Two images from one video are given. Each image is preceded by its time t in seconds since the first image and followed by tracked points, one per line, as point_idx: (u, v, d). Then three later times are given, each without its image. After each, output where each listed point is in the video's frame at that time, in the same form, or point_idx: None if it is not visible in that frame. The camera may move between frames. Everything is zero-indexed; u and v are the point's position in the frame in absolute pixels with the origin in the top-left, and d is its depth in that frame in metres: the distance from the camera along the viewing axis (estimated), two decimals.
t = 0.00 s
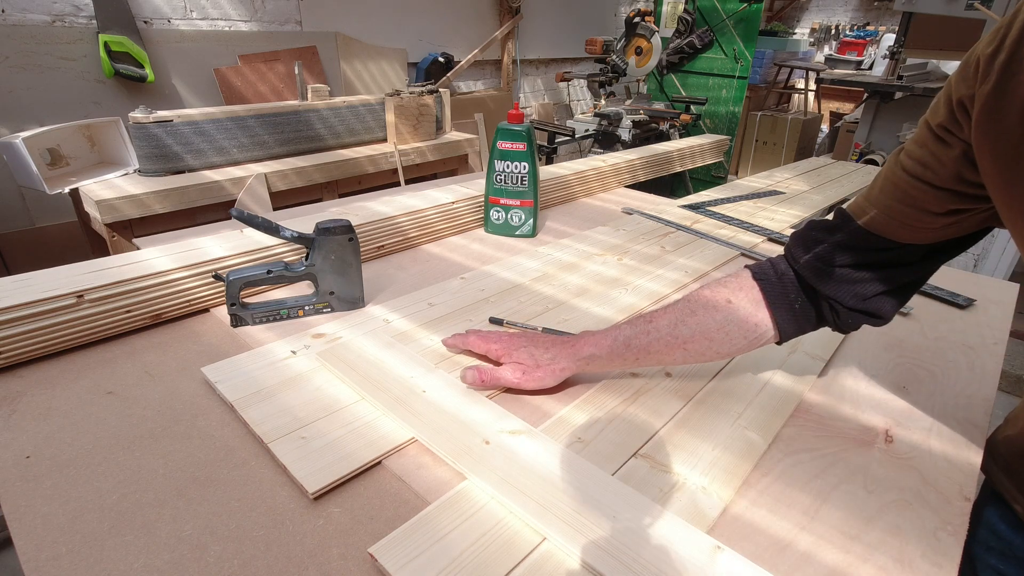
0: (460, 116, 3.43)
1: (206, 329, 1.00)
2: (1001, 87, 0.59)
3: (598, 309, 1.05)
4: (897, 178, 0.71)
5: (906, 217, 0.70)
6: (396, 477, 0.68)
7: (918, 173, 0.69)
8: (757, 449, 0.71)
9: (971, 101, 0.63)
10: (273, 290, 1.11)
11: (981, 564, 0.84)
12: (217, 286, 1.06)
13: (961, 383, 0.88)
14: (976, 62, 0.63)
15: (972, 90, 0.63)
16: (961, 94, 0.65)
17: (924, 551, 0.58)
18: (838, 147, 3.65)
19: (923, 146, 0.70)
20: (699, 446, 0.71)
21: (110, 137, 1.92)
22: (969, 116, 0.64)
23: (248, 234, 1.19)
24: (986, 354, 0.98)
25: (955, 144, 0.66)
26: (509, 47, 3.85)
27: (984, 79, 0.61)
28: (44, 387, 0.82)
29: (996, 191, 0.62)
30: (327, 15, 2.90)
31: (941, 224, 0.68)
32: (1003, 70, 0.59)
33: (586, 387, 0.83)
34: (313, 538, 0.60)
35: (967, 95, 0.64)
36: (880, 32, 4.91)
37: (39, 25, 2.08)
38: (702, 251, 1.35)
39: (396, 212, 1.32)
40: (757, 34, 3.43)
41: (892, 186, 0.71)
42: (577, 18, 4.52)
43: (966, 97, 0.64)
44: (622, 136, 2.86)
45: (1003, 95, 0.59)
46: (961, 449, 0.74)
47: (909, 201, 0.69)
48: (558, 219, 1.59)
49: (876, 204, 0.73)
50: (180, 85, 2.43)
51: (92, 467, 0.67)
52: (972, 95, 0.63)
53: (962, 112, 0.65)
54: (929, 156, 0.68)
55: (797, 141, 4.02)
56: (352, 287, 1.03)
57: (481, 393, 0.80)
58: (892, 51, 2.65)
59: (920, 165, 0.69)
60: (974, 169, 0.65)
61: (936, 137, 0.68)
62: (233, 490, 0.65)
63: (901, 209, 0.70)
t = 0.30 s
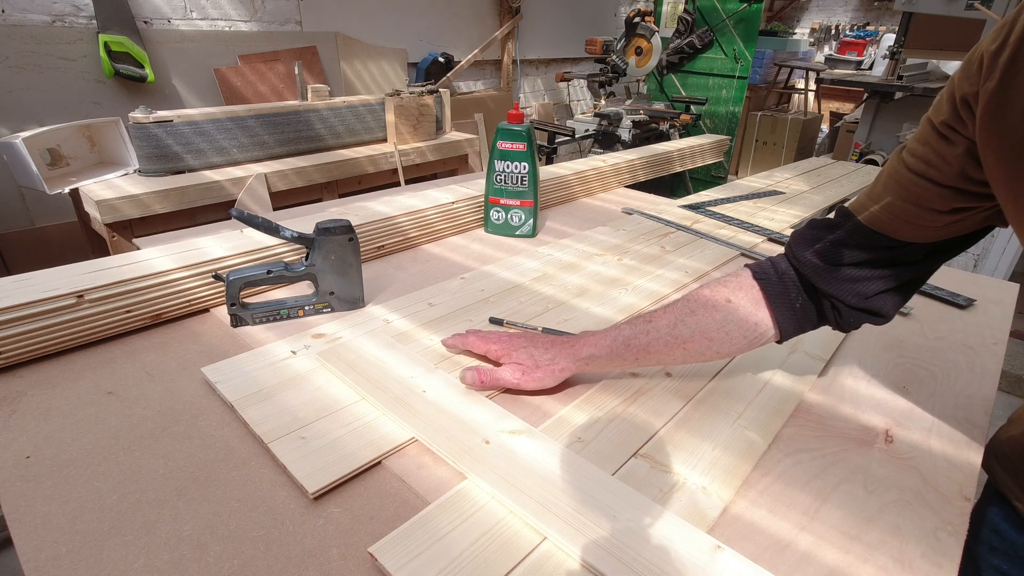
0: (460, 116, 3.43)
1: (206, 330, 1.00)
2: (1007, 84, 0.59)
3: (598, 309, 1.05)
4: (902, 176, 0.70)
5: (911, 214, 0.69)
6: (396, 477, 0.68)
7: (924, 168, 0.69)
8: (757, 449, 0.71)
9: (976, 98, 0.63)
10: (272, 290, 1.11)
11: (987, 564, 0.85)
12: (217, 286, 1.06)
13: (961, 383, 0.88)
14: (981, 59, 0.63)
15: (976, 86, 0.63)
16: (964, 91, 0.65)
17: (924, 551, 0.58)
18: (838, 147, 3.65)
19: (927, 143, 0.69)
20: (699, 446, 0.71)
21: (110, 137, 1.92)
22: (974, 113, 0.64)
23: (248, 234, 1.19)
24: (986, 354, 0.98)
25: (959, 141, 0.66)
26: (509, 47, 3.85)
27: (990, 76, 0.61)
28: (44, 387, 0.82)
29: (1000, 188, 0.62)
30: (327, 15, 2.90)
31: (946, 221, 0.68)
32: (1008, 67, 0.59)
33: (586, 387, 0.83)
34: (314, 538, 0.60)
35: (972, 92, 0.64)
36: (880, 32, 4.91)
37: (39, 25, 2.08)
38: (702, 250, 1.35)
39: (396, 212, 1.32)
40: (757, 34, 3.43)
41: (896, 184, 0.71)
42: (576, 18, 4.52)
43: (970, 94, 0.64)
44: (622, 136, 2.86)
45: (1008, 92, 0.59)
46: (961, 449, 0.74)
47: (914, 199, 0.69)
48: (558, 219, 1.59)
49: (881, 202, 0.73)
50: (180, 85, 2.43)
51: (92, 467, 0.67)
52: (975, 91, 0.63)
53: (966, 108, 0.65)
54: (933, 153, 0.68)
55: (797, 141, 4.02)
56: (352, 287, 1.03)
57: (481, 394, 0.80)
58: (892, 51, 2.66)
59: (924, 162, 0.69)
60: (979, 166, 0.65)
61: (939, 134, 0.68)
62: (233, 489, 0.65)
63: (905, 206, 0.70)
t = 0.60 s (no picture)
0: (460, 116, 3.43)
1: (206, 330, 1.00)
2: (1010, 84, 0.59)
3: (598, 309, 1.05)
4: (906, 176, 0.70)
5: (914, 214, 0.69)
6: (396, 477, 0.68)
7: (928, 168, 0.68)
8: (757, 449, 0.71)
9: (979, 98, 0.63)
10: (273, 290, 1.11)
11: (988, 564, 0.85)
12: (217, 286, 1.06)
13: (961, 384, 0.88)
14: (983, 59, 0.63)
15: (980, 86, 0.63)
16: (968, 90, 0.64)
17: (924, 551, 0.59)
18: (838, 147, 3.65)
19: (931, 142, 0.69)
20: (699, 446, 0.71)
21: (110, 137, 1.92)
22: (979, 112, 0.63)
23: (248, 234, 1.19)
24: (986, 354, 0.98)
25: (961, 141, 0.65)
26: (509, 47, 3.85)
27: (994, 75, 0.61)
28: (44, 387, 0.82)
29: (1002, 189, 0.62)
30: (327, 15, 2.91)
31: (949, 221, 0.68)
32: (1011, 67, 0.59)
33: (586, 387, 0.83)
34: (314, 538, 0.60)
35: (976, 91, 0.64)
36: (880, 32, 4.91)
37: (39, 25, 2.08)
38: (702, 251, 1.35)
39: (396, 212, 1.32)
40: (757, 34, 3.43)
41: (900, 184, 0.71)
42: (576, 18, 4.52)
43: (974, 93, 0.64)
44: (622, 136, 2.86)
45: (1009, 92, 0.59)
46: (961, 449, 0.74)
47: (916, 199, 0.69)
48: (558, 219, 1.59)
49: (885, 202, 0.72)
50: (180, 85, 2.43)
51: (92, 467, 0.67)
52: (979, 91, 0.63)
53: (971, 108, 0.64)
54: (936, 153, 0.68)
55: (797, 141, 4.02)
56: (352, 287, 1.03)
57: (481, 394, 0.80)
58: (892, 51, 2.66)
59: (927, 162, 0.69)
60: (982, 167, 0.65)
61: (943, 133, 0.68)
62: (233, 490, 0.65)
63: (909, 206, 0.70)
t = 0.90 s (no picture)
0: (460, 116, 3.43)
1: (206, 330, 0.99)
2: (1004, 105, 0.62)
3: (598, 309, 1.05)
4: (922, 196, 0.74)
5: (931, 231, 0.73)
6: (396, 477, 0.68)
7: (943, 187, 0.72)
8: (757, 449, 0.71)
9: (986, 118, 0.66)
10: (273, 290, 1.11)
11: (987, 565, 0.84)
12: (217, 286, 1.06)
13: (961, 384, 0.88)
14: (987, 80, 0.66)
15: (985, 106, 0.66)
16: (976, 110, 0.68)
17: (924, 551, 0.58)
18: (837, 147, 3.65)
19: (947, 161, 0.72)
20: (699, 446, 0.71)
21: (110, 137, 1.92)
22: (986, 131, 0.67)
23: (248, 234, 1.19)
24: (986, 354, 0.98)
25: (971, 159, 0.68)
26: (509, 47, 3.85)
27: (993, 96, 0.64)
28: (43, 387, 0.82)
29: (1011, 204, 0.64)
30: (327, 15, 2.91)
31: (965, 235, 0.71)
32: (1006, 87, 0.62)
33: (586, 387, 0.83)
34: (313, 538, 0.60)
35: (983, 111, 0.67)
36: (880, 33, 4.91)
37: (39, 25, 2.08)
38: (702, 250, 1.35)
39: (396, 212, 1.33)
40: (757, 34, 3.43)
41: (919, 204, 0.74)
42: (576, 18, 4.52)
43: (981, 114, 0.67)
44: (622, 136, 2.87)
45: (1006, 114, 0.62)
46: (960, 449, 0.74)
47: (932, 217, 0.72)
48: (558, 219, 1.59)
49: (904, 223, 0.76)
50: (180, 85, 2.43)
51: (92, 467, 0.67)
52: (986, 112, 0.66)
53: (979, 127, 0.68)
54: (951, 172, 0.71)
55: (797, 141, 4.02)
56: (352, 287, 1.03)
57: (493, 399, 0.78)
58: (892, 51, 2.66)
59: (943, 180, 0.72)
60: (991, 183, 0.67)
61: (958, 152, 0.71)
62: (233, 490, 0.65)
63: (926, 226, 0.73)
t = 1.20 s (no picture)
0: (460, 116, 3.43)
1: (206, 330, 1.00)
2: None
3: (598, 309, 1.05)
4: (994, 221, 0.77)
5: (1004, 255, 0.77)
6: (396, 477, 0.68)
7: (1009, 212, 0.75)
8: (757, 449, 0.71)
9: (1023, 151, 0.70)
10: (272, 290, 1.11)
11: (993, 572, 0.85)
12: (217, 286, 1.06)
13: (961, 384, 0.88)
14: None
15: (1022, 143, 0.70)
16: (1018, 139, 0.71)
17: (923, 551, 0.59)
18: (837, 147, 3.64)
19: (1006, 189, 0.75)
20: (699, 446, 0.71)
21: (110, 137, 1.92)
22: None
23: (248, 234, 1.19)
24: (987, 354, 0.97)
25: None
26: (509, 47, 3.85)
27: None
28: (43, 387, 0.82)
29: None
30: (327, 15, 2.91)
31: None
32: None
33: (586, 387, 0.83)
34: (314, 538, 0.60)
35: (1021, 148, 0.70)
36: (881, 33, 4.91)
37: (39, 25, 2.08)
38: (702, 250, 1.35)
39: (396, 212, 1.33)
40: (757, 34, 3.43)
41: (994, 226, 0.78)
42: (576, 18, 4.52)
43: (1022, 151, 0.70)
44: (622, 136, 2.86)
45: None
46: (960, 449, 0.74)
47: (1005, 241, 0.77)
48: (558, 219, 1.59)
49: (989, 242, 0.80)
50: (180, 85, 2.43)
51: (91, 467, 0.67)
52: None
53: None
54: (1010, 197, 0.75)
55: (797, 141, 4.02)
56: (352, 287, 1.03)
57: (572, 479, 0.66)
58: (892, 51, 2.66)
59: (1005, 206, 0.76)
60: None
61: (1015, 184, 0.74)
62: (233, 489, 0.65)
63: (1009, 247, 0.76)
